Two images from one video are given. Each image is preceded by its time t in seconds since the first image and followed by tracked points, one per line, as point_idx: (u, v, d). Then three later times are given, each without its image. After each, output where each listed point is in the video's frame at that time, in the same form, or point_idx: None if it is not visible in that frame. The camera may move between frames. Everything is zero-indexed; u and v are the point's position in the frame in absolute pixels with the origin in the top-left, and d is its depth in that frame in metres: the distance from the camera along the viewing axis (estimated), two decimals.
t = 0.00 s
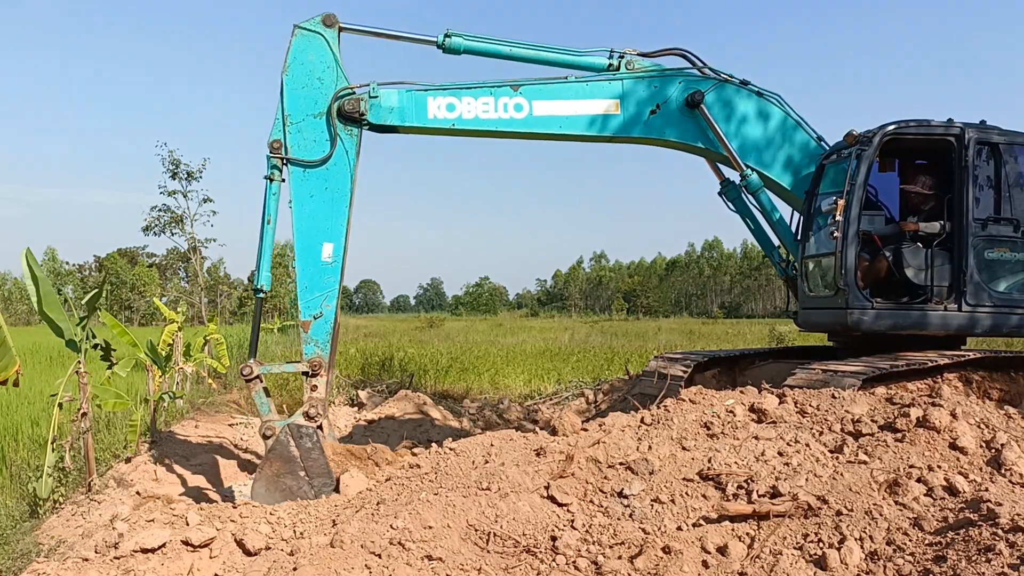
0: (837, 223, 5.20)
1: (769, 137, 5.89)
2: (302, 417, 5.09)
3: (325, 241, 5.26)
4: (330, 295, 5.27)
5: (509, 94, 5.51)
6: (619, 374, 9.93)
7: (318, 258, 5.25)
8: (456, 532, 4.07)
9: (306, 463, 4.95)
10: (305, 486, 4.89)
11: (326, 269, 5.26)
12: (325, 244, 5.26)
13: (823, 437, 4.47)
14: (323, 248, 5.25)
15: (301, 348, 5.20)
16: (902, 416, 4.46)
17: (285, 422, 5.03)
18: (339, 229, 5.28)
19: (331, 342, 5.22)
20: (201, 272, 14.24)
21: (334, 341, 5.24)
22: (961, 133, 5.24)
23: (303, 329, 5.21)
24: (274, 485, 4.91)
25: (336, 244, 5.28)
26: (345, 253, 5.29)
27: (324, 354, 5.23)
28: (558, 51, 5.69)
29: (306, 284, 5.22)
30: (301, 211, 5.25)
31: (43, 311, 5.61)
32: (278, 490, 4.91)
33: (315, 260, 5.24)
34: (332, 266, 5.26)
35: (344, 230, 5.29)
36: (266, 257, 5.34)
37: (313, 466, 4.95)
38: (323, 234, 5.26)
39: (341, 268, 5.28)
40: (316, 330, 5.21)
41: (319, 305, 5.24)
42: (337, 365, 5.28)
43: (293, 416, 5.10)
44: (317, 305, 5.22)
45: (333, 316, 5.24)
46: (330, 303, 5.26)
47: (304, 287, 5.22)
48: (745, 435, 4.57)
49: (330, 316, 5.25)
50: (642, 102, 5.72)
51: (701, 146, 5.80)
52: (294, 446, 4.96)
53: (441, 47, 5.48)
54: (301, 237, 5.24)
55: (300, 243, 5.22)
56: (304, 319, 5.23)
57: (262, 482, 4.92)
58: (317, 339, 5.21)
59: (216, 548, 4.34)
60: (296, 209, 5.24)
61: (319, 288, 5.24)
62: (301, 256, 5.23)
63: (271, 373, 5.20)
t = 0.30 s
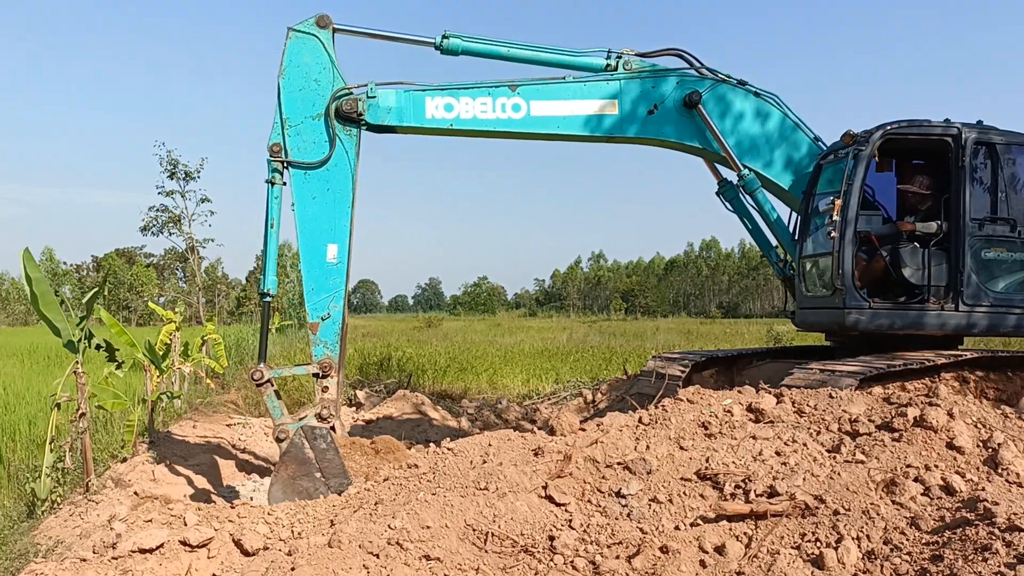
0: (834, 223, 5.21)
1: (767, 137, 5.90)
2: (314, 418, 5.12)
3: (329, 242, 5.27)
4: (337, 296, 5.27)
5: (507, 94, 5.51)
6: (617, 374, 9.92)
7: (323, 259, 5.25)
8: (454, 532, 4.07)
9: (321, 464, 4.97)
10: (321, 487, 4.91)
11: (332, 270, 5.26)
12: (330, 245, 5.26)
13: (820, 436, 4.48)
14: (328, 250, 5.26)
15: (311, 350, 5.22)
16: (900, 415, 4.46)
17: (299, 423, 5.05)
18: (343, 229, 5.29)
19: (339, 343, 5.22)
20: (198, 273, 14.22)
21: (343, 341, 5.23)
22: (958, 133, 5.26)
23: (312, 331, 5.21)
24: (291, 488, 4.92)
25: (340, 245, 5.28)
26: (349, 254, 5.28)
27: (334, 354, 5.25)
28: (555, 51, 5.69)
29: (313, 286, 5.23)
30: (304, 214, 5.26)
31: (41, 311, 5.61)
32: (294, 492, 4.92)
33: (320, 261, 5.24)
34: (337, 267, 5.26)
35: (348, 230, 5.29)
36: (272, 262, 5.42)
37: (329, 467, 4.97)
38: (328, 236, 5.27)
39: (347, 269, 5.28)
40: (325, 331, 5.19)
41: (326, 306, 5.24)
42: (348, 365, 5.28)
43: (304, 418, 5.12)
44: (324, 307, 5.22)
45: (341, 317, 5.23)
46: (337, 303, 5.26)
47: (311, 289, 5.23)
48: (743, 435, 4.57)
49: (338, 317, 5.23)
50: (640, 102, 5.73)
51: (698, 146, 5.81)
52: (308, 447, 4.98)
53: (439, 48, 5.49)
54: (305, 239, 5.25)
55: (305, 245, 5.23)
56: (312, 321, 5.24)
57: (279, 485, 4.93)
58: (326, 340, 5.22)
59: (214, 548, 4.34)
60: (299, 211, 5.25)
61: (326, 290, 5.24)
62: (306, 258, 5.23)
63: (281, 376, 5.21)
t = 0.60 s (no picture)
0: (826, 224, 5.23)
1: (759, 138, 5.90)
2: (326, 423, 5.14)
3: (329, 247, 5.27)
4: (341, 299, 5.28)
5: (500, 96, 5.53)
6: (611, 374, 9.92)
7: (324, 263, 5.26)
8: (447, 532, 4.07)
9: (341, 466, 5.02)
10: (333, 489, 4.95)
11: (334, 273, 5.27)
12: (330, 249, 5.27)
13: (812, 435, 4.50)
14: (328, 254, 5.26)
15: (318, 355, 5.20)
16: (891, 415, 4.48)
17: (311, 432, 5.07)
18: (342, 233, 5.29)
19: (345, 346, 5.22)
20: (190, 273, 14.18)
21: (349, 344, 5.24)
22: (949, 134, 5.28)
23: (317, 334, 5.21)
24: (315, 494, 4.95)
25: (341, 248, 5.28)
26: (350, 257, 5.29)
27: (340, 358, 5.22)
28: (547, 53, 5.71)
29: (315, 291, 5.24)
30: (302, 219, 5.25)
31: (32, 311, 5.59)
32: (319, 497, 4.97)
33: (321, 265, 5.25)
34: (338, 271, 5.27)
35: (347, 234, 5.30)
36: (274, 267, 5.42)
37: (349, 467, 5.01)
38: (327, 240, 5.27)
39: (348, 272, 5.29)
40: (330, 335, 5.22)
41: (330, 310, 5.26)
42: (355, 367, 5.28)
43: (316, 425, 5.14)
44: (328, 311, 5.24)
45: (345, 319, 5.25)
46: (341, 307, 5.28)
47: (314, 293, 5.24)
48: (735, 434, 4.58)
49: (343, 321, 5.27)
50: (633, 104, 5.74)
51: (691, 147, 5.82)
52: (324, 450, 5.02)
53: (431, 51, 5.51)
54: (305, 244, 5.25)
55: (305, 250, 5.23)
56: (317, 325, 5.25)
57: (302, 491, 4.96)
58: (332, 344, 5.22)
59: (207, 548, 4.34)
60: (297, 217, 5.25)
61: (329, 294, 5.25)
62: (307, 263, 5.24)
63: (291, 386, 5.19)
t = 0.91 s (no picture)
0: (815, 223, 5.25)
1: (748, 139, 5.91)
2: (349, 422, 5.23)
3: (334, 246, 5.28)
4: (351, 297, 5.30)
5: (490, 96, 5.53)
6: (601, 374, 9.94)
7: (330, 263, 5.27)
8: (436, 532, 4.07)
9: (371, 462, 5.07)
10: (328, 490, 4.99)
11: (341, 272, 5.29)
12: (335, 249, 5.28)
13: (800, 434, 4.52)
14: (334, 253, 5.28)
15: (334, 355, 5.25)
16: (878, 414, 4.52)
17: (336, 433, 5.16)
18: (345, 232, 5.30)
19: (360, 343, 5.26)
20: (178, 272, 14.12)
21: (363, 341, 5.27)
22: (936, 134, 5.32)
23: (330, 335, 5.24)
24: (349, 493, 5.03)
25: (346, 247, 5.30)
26: (355, 255, 5.31)
27: (356, 355, 5.28)
28: (537, 54, 5.71)
29: (324, 291, 5.26)
30: (304, 222, 5.26)
31: (18, 311, 5.54)
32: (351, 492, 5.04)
33: (328, 266, 5.27)
34: (345, 269, 5.29)
35: (350, 232, 5.31)
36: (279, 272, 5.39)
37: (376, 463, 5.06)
38: (331, 239, 5.28)
39: (355, 269, 5.31)
40: (343, 334, 5.25)
41: (341, 309, 5.28)
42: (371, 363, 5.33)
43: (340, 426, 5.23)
44: (339, 310, 5.26)
45: (357, 317, 5.28)
46: (351, 305, 5.30)
47: (323, 294, 5.26)
48: (724, 434, 4.60)
49: (354, 318, 5.27)
50: (622, 104, 5.75)
51: (680, 146, 5.84)
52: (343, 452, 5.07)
53: (421, 52, 5.50)
54: (310, 246, 5.26)
55: (310, 252, 5.24)
56: (329, 326, 5.28)
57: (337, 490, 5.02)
58: (347, 343, 5.26)
59: (197, 548, 4.33)
60: (299, 220, 5.25)
61: (339, 293, 5.27)
62: (314, 265, 5.25)
63: (310, 391, 5.19)
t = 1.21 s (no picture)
0: (801, 223, 5.29)
1: (735, 140, 5.93)
2: (370, 424, 5.31)
3: (336, 251, 5.34)
4: (358, 299, 5.37)
5: (477, 99, 5.53)
6: (591, 374, 9.96)
7: (333, 268, 5.34)
8: (425, 532, 4.07)
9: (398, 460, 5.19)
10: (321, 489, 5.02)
11: (345, 276, 5.35)
12: (337, 253, 5.34)
13: (787, 433, 4.55)
14: (336, 258, 5.34)
15: (347, 358, 5.32)
16: (865, 413, 4.54)
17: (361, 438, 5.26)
18: (345, 235, 5.37)
19: (372, 344, 5.33)
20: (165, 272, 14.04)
21: (375, 341, 5.35)
22: (922, 135, 5.36)
23: (343, 339, 5.32)
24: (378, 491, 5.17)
25: (348, 251, 5.36)
26: (358, 257, 5.38)
27: (370, 356, 5.35)
28: (525, 58, 5.71)
29: (331, 296, 5.33)
30: (303, 230, 5.32)
31: (4, 311, 5.48)
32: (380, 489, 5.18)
33: (332, 270, 5.33)
34: (349, 272, 5.36)
35: (350, 235, 5.38)
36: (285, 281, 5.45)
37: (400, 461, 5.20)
38: (333, 245, 5.34)
39: (360, 271, 5.38)
40: (355, 336, 5.32)
41: (350, 312, 5.35)
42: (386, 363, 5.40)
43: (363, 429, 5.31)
44: (348, 313, 5.33)
45: (367, 318, 5.34)
46: (360, 307, 5.37)
47: (330, 299, 5.33)
48: (712, 433, 4.61)
49: (364, 320, 5.34)
50: (610, 107, 5.77)
51: (667, 149, 5.86)
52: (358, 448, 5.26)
53: (408, 59, 5.48)
54: (312, 253, 5.32)
55: (313, 259, 5.30)
56: (340, 329, 5.35)
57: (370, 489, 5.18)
58: (360, 345, 5.34)
59: (184, 549, 4.30)
60: (298, 228, 5.31)
61: (345, 297, 5.34)
62: (318, 271, 5.32)
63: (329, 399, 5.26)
